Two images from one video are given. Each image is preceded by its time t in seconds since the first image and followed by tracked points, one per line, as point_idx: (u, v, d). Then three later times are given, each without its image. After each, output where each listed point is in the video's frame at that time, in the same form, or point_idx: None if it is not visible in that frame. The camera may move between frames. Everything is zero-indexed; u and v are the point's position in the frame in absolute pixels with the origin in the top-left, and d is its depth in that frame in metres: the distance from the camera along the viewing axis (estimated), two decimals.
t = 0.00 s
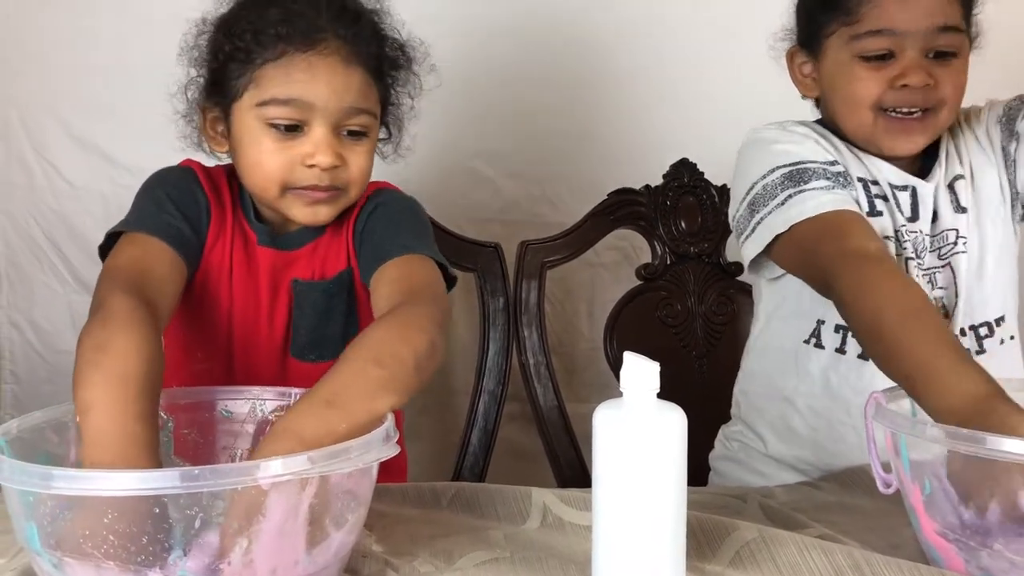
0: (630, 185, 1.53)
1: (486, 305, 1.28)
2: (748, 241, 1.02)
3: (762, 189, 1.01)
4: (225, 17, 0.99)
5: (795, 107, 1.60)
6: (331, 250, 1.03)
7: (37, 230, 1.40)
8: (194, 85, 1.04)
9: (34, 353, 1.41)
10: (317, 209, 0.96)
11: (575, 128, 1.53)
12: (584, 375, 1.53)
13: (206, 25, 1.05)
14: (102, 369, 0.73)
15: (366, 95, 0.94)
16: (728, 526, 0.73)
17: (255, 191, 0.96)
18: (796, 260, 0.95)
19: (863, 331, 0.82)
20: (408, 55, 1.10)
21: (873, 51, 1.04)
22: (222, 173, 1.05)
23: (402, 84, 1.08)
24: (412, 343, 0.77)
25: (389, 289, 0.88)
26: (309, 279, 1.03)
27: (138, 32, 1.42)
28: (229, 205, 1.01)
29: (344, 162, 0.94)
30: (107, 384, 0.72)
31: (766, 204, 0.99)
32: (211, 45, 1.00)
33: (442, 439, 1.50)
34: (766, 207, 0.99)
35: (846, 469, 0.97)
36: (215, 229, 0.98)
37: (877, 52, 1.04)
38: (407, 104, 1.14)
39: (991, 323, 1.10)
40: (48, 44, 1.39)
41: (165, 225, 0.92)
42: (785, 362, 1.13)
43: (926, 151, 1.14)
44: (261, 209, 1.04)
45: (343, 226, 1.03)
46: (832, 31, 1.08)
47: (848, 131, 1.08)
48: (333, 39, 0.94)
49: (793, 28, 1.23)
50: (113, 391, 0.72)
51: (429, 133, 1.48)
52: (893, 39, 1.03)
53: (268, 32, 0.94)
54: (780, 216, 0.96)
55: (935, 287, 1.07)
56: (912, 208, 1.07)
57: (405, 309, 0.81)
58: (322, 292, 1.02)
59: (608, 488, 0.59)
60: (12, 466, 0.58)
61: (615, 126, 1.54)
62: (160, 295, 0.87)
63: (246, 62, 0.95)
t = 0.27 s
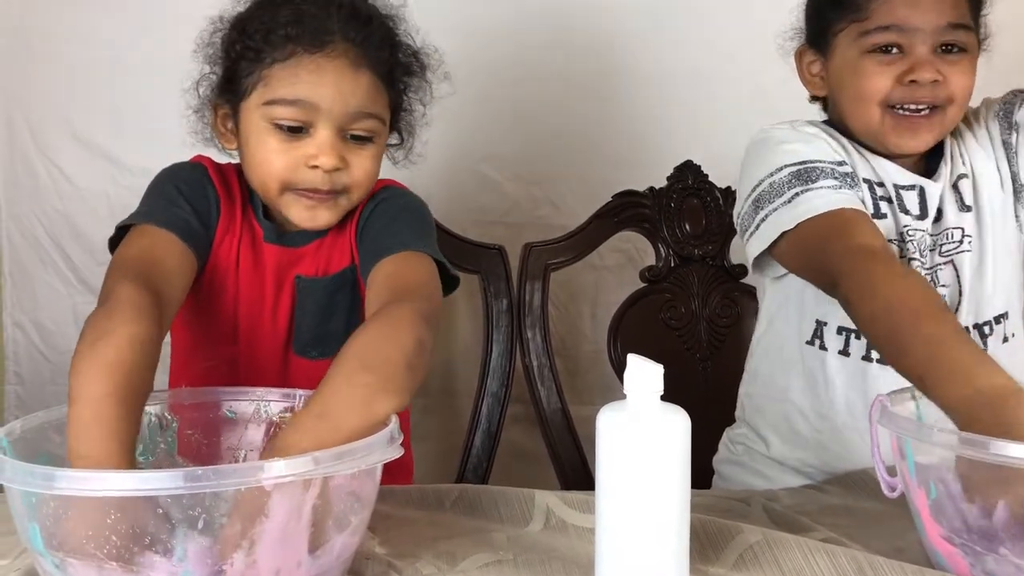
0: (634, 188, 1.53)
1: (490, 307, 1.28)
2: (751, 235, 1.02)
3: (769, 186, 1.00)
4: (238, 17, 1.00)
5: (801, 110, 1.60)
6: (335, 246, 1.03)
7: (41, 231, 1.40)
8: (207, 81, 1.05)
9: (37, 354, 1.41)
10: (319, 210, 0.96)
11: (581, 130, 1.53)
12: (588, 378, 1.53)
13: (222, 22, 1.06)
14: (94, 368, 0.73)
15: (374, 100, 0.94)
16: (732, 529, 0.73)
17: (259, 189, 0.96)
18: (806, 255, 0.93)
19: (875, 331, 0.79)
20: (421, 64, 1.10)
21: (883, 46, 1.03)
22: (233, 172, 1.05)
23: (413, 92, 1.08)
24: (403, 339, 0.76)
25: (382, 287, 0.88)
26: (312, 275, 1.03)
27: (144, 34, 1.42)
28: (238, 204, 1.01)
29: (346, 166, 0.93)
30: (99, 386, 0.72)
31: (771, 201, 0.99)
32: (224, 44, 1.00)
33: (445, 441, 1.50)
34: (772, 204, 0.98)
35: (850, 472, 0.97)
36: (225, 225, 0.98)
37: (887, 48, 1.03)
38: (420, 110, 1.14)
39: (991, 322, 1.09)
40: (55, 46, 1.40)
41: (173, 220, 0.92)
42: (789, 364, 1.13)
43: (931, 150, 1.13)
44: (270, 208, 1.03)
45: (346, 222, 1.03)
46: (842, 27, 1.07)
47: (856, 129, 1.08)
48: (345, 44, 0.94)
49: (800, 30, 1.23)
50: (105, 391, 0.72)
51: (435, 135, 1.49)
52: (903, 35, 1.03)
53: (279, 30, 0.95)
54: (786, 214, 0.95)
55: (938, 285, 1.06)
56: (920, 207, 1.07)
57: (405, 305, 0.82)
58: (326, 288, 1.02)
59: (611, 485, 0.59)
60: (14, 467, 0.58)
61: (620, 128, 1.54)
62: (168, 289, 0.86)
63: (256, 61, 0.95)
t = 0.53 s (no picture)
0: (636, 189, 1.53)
1: (492, 308, 1.28)
2: (745, 223, 1.02)
3: (766, 174, 1.01)
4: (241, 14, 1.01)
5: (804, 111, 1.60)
6: (333, 250, 1.03)
7: (44, 232, 1.41)
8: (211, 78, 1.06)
9: (40, 354, 1.41)
10: (298, 207, 0.96)
11: (582, 131, 1.53)
12: (590, 379, 1.53)
13: (221, 24, 1.06)
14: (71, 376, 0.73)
15: (357, 99, 0.93)
16: (734, 530, 0.73)
17: (244, 184, 0.97)
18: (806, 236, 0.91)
19: (872, 311, 0.76)
20: (421, 62, 1.10)
21: (883, 56, 1.02)
22: (230, 177, 1.05)
23: (416, 90, 1.08)
24: (407, 346, 0.76)
25: (391, 292, 0.88)
26: (310, 280, 1.02)
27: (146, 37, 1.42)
28: (233, 209, 1.02)
29: (325, 164, 0.93)
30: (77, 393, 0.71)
31: (767, 188, 0.99)
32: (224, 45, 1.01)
33: (447, 442, 1.50)
34: (767, 190, 0.99)
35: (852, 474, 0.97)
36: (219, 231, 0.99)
37: (888, 59, 1.02)
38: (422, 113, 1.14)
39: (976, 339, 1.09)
40: (57, 48, 1.40)
41: (164, 224, 0.92)
42: (790, 362, 1.13)
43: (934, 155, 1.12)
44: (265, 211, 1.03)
45: (346, 225, 1.02)
46: (843, 34, 1.06)
47: (856, 135, 1.08)
48: (329, 42, 0.94)
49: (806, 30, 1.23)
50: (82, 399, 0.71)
51: (438, 138, 1.49)
52: (903, 46, 1.01)
53: (271, 27, 0.96)
54: (781, 199, 0.96)
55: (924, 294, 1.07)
56: (907, 213, 1.08)
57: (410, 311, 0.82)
58: (325, 291, 1.02)
59: (611, 483, 0.60)
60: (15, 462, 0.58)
61: (622, 129, 1.54)
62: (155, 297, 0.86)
63: (246, 59, 0.96)
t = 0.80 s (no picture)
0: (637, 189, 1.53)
1: (493, 307, 1.28)
2: (751, 218, 1.02)
3: (771, 171, 1.01)
4: (239, 13, 1.01)
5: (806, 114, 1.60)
6: (339, 258, 1.02)
7: (46, 232, 1.41)
8: (213, 77, 1.07)
9: (41, 354, 1.41)
10: (287, 202, 0.95)
11: (584, 131, 1.53)
12: (591, 379, 1.53)
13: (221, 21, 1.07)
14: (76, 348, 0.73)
15: (348, 94, 0.93)
16: (736, 530, 0.73)
17: (239, 181, 0.97)
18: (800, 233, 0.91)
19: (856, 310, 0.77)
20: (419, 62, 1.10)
21: (901, 70, 1.02)
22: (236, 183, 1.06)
23: (415, 88, 1.08)
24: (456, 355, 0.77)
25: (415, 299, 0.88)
26: (316, 287, 1.02)
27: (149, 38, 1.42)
28: (237, 212, 1.03)
29: (314, 159, 0.93)
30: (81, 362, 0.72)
31: (770, 186, 0.99)
32: (224, 43, 1.02)
33: (448, 442, 1.50)
34: (771, 187, 0.98)
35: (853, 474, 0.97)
36: (225, 230, 1.00)
37: (905, 72, 1.01)
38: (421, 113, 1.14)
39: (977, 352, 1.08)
40: (59, 48, 1.40)
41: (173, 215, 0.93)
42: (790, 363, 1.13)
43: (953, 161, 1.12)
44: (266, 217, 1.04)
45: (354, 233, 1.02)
46: (861, 42, 1.05)
47: (868, 142, 1.09)
48: (321, 36, 0.94)
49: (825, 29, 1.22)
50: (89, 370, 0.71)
51: (440, 139, 1.49)
52: (921, 61, 1.01)
53: (267, 24, 0.96)
54: (784, 195, 0.96)
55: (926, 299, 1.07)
56: (909, 217, 1.09)
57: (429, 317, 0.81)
58: (329, 300, 1.01)
59: (613, 484, 0.59)
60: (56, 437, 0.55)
61: (624, 131, 1.54)
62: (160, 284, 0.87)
63: (242, 54, 0.97)
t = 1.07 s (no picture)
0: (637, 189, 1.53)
1: (494, 307, 1.28)
2: (765, 219, 1.02)
3: (783, 172, 1.01)
4: (248, 12, 1.01)
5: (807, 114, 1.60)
6: (347, 250, 1.02)
7: (47, 233, 1.41)
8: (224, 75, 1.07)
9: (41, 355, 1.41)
10: (303, 195, 0.95)
11: (585, 132, 1.53)
12: (592, 379, 1.53)
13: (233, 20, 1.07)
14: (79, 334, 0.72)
15: (358, 87, 0.94)
16: (739, 530, 0.73)
17: (251, 176, 0.96)
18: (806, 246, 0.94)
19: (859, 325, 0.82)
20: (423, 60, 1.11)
21: (907, 76, 1.02)
22: (243, 181, 1.07)
23: (420, 86, 1.08)
24: (456, 316, 0.80)
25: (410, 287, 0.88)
26: (325, 278, 1.02)
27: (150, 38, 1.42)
28: (244, 209, 1.03)
29: (325, 150, 0.93)
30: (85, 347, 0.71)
31: (784, 185, 0.99)
32: (235, 41, 1.02)
33: (449, 442, 1.50)
34: (785, 188, 0.99)
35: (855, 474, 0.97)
36: (231, 230, 1.00)
37: (912, 79, 1.02)
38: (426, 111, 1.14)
39: (985, 353, 1.08)
40: (59, 48, 1.40)
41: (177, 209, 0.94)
42: (793, 362, 1.13)
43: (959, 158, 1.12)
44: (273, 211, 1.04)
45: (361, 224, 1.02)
46: (867, 47, 1.05)
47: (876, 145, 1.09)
48: (331, 31, 0.95)
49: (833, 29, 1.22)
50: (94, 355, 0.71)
51: (441, 139, 1.49)
52: (928, 68, 1.01)
53: (278, 21, 0.96)
54: (797, 196, 0.96)
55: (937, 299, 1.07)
56: (924, 215, 1.08)
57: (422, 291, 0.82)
58: (338, 291, 1.01)
59: (614, 480, 0.59)
60: (75, 370, 0.59)
61: (625, 131, 1.54)
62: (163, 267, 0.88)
63: (253, 50, 0.97)
